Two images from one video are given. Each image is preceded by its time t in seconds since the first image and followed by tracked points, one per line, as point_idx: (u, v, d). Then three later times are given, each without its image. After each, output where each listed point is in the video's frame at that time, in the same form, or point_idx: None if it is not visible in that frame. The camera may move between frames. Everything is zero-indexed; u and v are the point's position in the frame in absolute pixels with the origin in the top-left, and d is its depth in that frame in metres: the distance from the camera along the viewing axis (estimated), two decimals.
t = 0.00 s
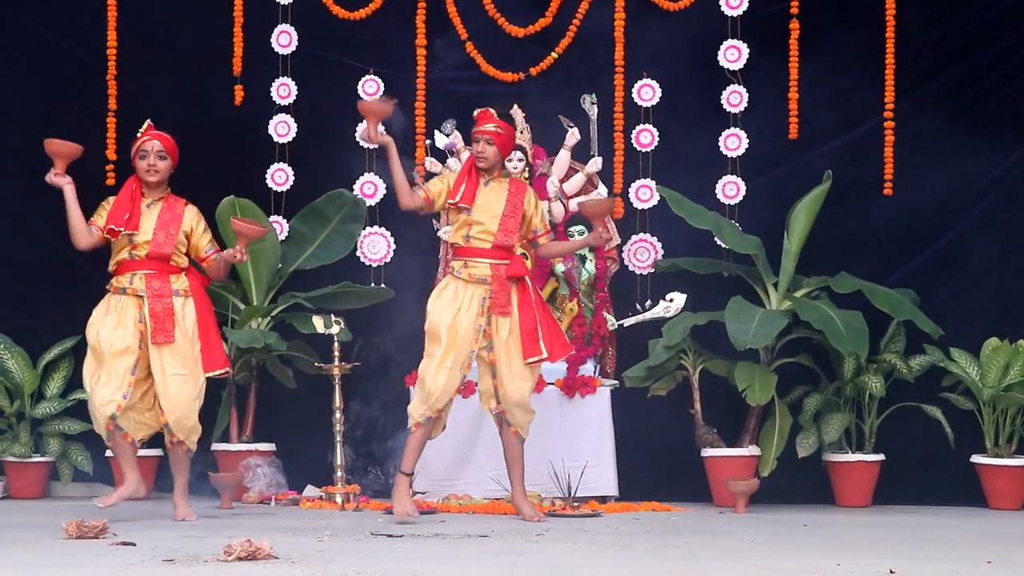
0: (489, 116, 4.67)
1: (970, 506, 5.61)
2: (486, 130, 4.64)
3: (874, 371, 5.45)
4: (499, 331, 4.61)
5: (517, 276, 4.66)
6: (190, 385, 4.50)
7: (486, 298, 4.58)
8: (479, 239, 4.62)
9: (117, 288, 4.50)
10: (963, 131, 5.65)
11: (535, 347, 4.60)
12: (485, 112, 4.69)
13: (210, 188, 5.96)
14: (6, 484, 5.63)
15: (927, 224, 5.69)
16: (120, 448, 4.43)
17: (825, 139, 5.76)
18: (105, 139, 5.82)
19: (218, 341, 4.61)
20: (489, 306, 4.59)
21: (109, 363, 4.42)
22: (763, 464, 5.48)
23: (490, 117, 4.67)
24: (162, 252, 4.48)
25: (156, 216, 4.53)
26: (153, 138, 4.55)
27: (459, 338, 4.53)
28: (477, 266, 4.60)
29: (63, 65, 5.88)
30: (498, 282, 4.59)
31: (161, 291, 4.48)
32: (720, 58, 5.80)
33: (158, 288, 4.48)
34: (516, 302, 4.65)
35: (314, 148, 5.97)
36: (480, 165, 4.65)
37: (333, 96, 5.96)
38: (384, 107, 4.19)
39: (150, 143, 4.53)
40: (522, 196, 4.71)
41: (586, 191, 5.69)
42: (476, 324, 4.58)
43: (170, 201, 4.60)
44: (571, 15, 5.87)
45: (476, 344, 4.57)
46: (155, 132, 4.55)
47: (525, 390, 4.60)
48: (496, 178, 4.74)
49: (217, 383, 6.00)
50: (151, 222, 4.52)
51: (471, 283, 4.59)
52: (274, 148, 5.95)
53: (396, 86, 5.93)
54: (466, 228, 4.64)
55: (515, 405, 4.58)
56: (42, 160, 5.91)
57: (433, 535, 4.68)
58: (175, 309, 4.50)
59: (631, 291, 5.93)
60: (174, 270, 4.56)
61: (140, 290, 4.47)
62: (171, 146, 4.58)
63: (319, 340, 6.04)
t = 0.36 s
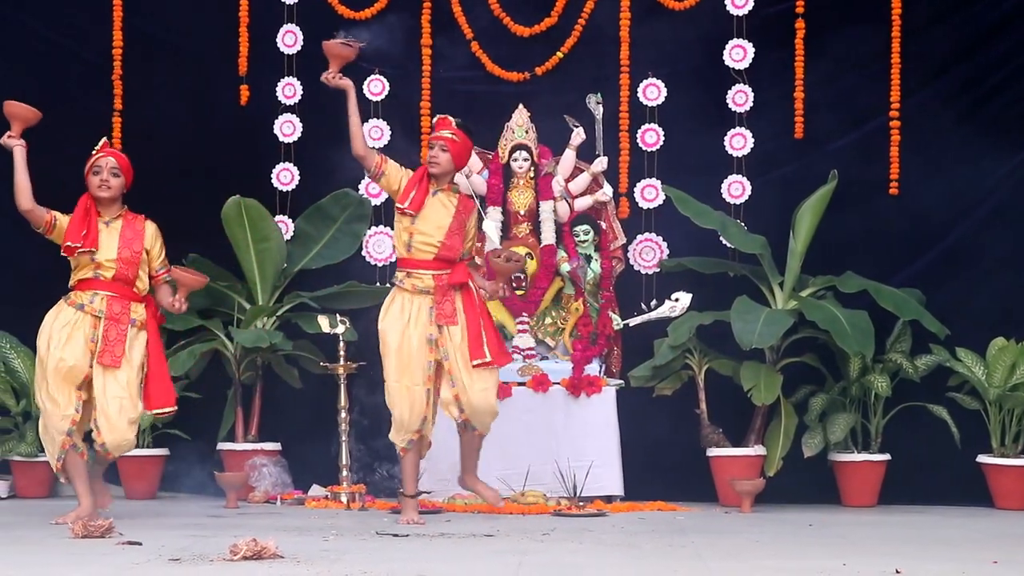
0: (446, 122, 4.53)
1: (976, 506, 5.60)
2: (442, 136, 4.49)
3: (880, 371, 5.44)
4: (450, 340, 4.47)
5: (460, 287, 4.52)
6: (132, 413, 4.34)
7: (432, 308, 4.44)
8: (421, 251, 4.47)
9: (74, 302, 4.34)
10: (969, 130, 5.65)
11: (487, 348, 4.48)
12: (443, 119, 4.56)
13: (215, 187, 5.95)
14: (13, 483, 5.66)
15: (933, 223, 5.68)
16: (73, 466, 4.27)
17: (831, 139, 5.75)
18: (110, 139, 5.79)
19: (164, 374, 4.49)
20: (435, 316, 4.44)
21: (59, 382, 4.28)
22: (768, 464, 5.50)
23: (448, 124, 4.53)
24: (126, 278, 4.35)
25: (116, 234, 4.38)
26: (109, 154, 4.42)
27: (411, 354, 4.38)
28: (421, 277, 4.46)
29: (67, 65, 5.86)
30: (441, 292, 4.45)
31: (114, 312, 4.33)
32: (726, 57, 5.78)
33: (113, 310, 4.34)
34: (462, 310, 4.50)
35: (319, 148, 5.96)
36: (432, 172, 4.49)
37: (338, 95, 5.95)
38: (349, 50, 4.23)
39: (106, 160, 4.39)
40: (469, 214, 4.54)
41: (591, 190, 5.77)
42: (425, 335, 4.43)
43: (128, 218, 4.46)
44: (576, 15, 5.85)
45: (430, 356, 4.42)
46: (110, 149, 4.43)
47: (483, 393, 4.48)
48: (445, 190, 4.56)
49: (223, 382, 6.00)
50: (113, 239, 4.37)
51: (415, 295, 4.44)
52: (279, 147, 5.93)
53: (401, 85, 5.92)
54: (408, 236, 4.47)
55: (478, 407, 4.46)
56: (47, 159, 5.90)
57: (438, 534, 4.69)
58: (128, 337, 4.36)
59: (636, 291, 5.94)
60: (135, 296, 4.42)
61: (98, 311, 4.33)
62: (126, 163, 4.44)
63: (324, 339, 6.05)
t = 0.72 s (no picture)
0: (421, 132, 4.56)
1: (993, 506, 5.59)
2: (420, 145, 4.54)
3: (896, 371, 5.44)
4: (430, 347, 4.51)
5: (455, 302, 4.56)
6: (136, 386, 4.42)
7: (421, 311, 4.48)
8: (427, 258, 4.50)
9: (64, 285, 4.39)
10: (986, 130, 5.63)
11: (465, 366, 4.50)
12: (416, 129, 4.60)
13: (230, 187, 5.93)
14: (30, 483, 5.67)
15: (951, 222, 5.66)
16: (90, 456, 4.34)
17: (848, 139, 5.74)
18: (127, 140, 5.79)
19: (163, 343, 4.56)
20: (423, 320, 4.49)
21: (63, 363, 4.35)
22: (785, 465, 5.50)
23: (422, 133, 4.56)
24: (109, 249, 4.39)
25: (102, 212, 4.43)
26: (102, 132, 4.46)
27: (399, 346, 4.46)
28: (418, 281, 4.50)
29: (84, 65, 5.86)
30: (437, 300, 4.49)
31: (110, 287, 4.40)
32: (742, 57, 5.75)
33: (107, 285, 4.39)
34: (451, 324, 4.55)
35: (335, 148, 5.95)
36: (415, 182, 4.54)
37: (354, 95, 5.94)
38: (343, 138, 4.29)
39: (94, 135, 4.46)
40: (464, 207, 4.58)
41: (607, 189, 5.78)
42: (411, 333, 4.47)
43: (117, 197, 4.49)
44: (592, 14, 5.84)
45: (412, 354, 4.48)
46: (103, 127, 4.47)
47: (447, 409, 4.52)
48: (433, 197, 4.61)
49: (239, 381, 5.99)
50: (97, 217, 4.42)
51: (410, 296, 4.49)
52: (295, 147, 5.92)
53: (416, 85, 5.91)
54: (412, 249, 4.51)
55: (439, 418, 4.49)
56: (65, 160, 5.89)
57: (454, 534, 4.70)
58: (125, 307, 4.42)
59: (652, 290, 5.94)
60: (124, 268, 4.47)
61: (88, 287, 4.38)
62: (120, 139, 4.49)
63: (340, 339, 6.05)
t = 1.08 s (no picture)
0: (420, 120, 4.73)
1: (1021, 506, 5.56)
2: (418, 134, 4.68)
3: (923, 371, 5.41)
4: (416, 339, 4.61)
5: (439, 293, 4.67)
6: (140, 394, 4.40)
7: (402, 305, 4.62)
8: (402, 251, 4.66)
9: (67, 301, 4.41)
10: (1012, 130, 5.61)
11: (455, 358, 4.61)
12: (418, 118, 4.74)
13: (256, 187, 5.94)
14: (57, 482, 5.70)
15: (978, 222, 5.63)
16: (80, 452, 4.32)
17: (874, 138, 5.72)
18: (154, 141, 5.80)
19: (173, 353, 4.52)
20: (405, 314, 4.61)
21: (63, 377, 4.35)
22: (812, 465, 5.50)
23: (422, 121, 4.73)
24: (107, 266, 4.38)
25: (104, 230, 4.42)
26: (105, 151, 4.44)
27: (377, 337, 4.60)
28: (399, 276, 4.65)
29: (110, 66, 5.88)
30: (415, 292, 4.62)
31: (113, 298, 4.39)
32: (768, 56, 5.73)
33: (110, 300, 4.38)
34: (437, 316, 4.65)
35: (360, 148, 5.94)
36: (413, 169, 4.68)
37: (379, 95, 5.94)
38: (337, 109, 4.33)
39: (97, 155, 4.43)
40: (451, 204, 4.73)
41: (632, 189, 5.77)
42: (395, 328, 4.60)
43: (121, 214, 4.49)
44: (617, 14, 5.83)
45: (392, 348, 4.61)
46: (108, 143, 4.44)
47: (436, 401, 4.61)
48: (426, 187, 4.76)
49: (266, 380, 6.00)
50: (99, 235, 4.41)
51: (392, 292, 4.64)
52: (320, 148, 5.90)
53: (442, 86, 5.91)
54: (392, 238, 4.67)
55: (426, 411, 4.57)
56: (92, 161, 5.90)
57: (480, 533, 4.86)
58: (126, 317, 4.39)
59: (678, 290, 5.91)
60: (124, 278, 4.45)
61: (88, 303, 4.38)
62: (123, 156, 4.46)
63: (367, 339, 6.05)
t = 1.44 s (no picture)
0: (410, 125, 4.66)
1: None
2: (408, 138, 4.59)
3: (961, 371, 5.38)
4: (411, 339, 4.53)
5: (422, 284, 4.60)
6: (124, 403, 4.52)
7: (391, 307, 4.52)
8: (383, 251, 4.56)
9: (60, 293, 4.51)
10: None
11: (455, 344, 4.56)
12: (409, 122, 4.66)
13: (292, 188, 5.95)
14: (95, 483, 5.73)
15: (1015, 223, 5.61)
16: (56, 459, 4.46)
17: (910, 139, 5.69)
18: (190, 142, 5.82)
19: (159, 360, 4.65)
20: (394, 316, 4.52)
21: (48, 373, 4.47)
22: (847, 466, 5.49)
23: (412, 126, 4.65)
24: (109, 265, 4.53)
25: (104, 221, 4.56)
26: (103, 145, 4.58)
27: (364, 349, 4.49)
28: (381, 277, 4.55)
29: (146, 68, 5.91)
30: (402, 291, 4.53)
31: (106, 302, 4.52)
32: (803, 56, 5.68)
33: (105, 299, 4.52)
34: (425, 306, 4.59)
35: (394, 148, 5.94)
36: (398, 173, 4.60)
37: (413, 97, 5.95)
38: (322, 61, 4.36)
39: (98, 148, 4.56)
40: (434, 213, 4.63)
41: (666, 190, 5.78)
42: (386, 334, 4.51)
43: (118, 205, 4.63)
44: (652, 15, 5.82)
45: (384, 355, 4.50)
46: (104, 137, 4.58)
47: (446, 396, 4.56)
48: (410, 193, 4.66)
49: (301, 381, 6.00)
50: (99, 225, 4.54)
51: (376, 294, 4.53)
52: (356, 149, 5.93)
53: (476, 87, 5.91)
54: (371, 236, 4.57)
55: (440, 410, 4.54)
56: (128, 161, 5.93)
57: (514, 535, 4.90)
58: (117, 325, 4.53)
59: (713, 290, 5.90)
60: (122, 284, 4.59)
61: (84, 301, 4.50)
62: (118, 152, 4.60)
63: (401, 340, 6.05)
